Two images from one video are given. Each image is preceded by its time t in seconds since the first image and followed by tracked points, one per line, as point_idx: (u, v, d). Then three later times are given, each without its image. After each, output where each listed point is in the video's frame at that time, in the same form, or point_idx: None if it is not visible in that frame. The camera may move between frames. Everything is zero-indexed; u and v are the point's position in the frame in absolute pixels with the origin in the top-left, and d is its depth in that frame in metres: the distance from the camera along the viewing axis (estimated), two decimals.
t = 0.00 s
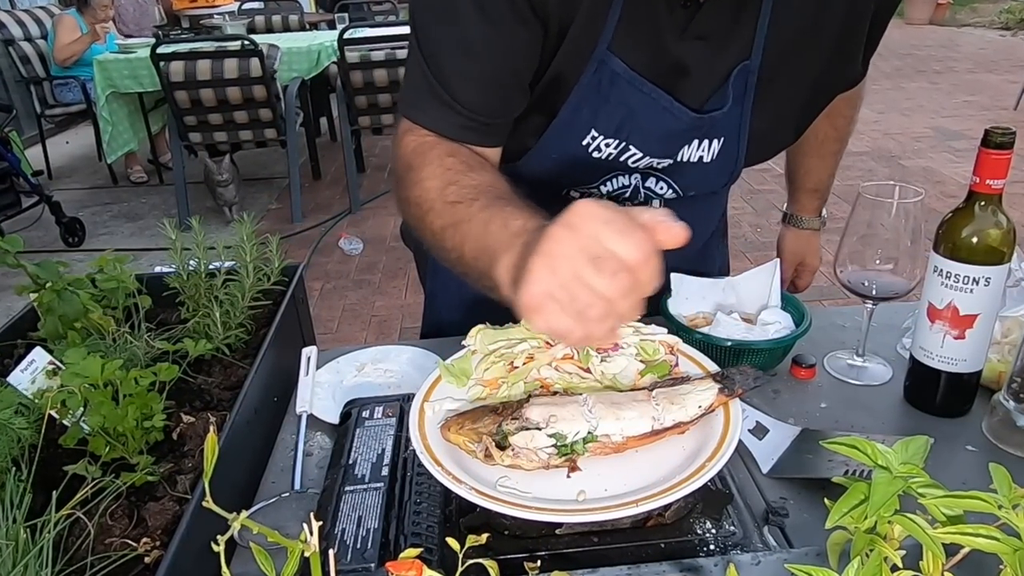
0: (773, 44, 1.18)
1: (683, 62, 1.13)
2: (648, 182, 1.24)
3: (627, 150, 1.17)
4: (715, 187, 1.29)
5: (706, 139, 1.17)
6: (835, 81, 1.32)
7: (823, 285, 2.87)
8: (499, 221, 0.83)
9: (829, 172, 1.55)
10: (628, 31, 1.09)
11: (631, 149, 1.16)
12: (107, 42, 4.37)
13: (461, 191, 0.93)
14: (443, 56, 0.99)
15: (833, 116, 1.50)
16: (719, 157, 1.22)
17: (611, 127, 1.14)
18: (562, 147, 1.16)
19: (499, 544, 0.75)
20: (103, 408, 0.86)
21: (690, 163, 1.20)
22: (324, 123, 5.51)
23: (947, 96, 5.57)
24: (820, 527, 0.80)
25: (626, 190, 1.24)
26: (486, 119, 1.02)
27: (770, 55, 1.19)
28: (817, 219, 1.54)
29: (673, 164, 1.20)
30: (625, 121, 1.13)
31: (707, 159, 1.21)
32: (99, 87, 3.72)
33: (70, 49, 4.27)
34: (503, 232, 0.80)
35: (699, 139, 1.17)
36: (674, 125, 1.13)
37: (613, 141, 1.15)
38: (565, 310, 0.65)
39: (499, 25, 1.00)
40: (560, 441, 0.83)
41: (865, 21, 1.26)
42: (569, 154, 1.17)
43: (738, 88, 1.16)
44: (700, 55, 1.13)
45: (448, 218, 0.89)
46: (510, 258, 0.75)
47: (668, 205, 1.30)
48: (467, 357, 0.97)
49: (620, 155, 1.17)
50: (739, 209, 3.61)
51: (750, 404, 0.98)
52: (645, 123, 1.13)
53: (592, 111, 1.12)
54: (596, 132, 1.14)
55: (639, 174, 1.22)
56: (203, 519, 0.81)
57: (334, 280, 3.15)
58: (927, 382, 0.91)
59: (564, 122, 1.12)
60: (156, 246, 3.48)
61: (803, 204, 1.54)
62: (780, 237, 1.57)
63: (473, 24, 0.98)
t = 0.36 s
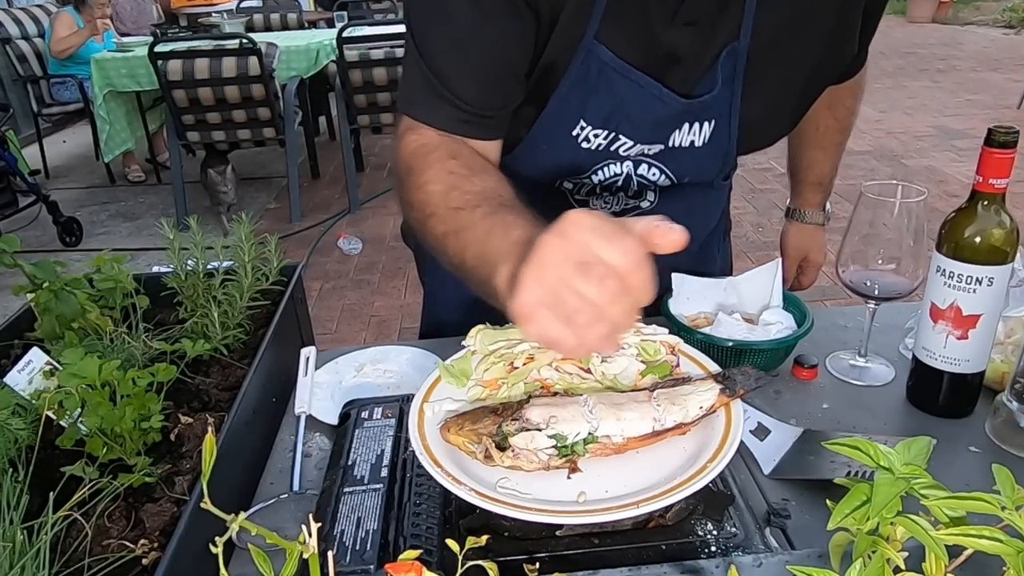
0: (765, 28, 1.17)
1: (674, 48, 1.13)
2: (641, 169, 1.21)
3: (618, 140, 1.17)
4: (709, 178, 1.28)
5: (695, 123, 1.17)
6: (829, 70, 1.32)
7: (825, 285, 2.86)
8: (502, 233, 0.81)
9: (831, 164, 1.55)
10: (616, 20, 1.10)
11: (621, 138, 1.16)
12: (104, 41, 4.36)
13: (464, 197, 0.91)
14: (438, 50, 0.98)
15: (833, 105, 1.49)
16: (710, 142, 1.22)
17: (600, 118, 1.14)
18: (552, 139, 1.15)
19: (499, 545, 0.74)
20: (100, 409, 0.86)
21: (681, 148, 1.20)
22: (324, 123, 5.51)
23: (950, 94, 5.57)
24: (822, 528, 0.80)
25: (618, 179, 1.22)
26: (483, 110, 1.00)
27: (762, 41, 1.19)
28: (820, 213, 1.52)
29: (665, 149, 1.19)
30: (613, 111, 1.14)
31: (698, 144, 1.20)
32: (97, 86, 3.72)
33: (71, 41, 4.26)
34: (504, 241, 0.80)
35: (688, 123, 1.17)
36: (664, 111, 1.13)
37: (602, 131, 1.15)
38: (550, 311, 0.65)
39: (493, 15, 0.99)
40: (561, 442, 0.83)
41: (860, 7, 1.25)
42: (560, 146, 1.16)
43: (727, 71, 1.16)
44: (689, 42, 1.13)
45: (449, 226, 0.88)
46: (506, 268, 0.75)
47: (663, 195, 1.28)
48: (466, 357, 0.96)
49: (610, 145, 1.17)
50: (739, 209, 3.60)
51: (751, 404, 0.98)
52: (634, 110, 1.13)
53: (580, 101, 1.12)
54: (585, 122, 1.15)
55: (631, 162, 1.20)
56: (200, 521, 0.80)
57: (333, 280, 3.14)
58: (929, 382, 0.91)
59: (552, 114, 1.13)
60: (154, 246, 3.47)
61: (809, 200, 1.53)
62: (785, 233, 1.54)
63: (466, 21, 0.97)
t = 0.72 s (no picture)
0: None
1: None
2: (655, 135, 1.14)
3: (632, 109, 1.10)
4: (722, 143, 1.22)
5: (705, 75, 1.12)
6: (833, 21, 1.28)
7: (828, 285, 2.86)
8: (438, 166, 0.99)
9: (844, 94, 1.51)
10: None
11: (635, 107, 1.10)
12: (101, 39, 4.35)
13: (397, 136, 1.03)
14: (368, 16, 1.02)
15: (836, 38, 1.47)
16: (720, 97, 1.16)
17: (611, 90, 1.08)
18: (562, 119, 1.10)
19: (499, 547, 0.74)
20: (97, 410, 0.86)
21: (693, 106, 1.14)
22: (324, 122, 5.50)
23: (953, 93, 5.56)
24: (824, 530, 0.80)
25: (634, 149, 1.14)
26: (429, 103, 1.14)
27: None
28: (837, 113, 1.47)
29: (677, 109, 1.12)
30: (626, 79, 1.08)
31: (709, 99, 1.14)
32: (94, 84, 3.70)
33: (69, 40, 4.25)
34: (437, 176, 0.97)
35: (699, 76, 1.11)
36: (676, 67, 1.07)
37: (614, 103, 1.09)
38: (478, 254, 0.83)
39: None
40: (561, 443, 0.82)
41: None
42: (571, 127, 1.11)
43: (731, 22, 1.12)
44: None
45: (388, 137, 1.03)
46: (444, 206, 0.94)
47: (678, 168, 1.20)
48: (466, 358, 0.95)
49: (624, 116, 1.10)
50: (741, 209, 3.60)
51: (754, 405, 0.97)
52: (646, 75, 1.07)
53: (588, 75, 1.07)
54: (596, 97, 1.09)
55: (644, 129, 1.13)
56: (199, 522, 0.80)
57: (332, 280, 3.14)
58: (932, 381, 0.90)
59: (558, 94, 1.08)
60: (152, 246, 3.46)
61: (824, 112, 1.47)
62: (810, 147, 1.43)
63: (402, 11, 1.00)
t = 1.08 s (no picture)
0: None
1: None
2: (653, 114, 1.12)
3: (627, 87, 1.09)
4: (722, 122, 1.18)
5: (698, 49, 1.09)
6: None
7: (830, 285, 2.86)
8: (434, 191, 1.10)
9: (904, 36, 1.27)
10: None
11: (630, 84, 1.09)
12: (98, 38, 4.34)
13: (403, 149, 1.08)
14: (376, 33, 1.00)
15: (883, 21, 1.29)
16: (714, 70, 1.13)
17: (605, 70, 1.08)
18: (560, 102, 1.10)
19: (499, 548, 0.74)
20: (95, 410, 0.85)
21: (687, 81, 1.11)
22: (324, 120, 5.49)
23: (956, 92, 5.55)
24: (826, 532, 0.79)
25: (632, 130, 1.12)
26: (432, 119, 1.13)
27: None
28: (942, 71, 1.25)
29: (671, 85, 1.10)
30: (619, 57, 1.07)
31: (704, 73, 1.12)
32: (91, 83, 3.70)
33: (67, 40, 4.27)
34: (435, 205, 1.10)
35: (692, 50, 1.09)
36: (669, 41, 1.06)
37: (609, 83, 1.09)
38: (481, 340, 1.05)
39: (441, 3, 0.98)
40: (561, 444, 0.81)
41: None
42: (568, 110, 1.10)
43: None
44: None
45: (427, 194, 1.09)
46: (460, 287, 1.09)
47: (679, 151, 1.18)
48: (465, 359, 0.94)
49: (620, 96, 1.09)
50: (742, 209, 3.59)
51: (755, 405, 0.96)
52: (640, 52, 1.06)
53: (582, 56, 1.07)
54: (591, 78, 1.08)
55: (640, 109, 1.11)
56: (197, 524, 0.80)
57: (331, 280, 3.13)
58: (934, 382, 0.90)
59: (551, 77, 1.08)
60: (150, 245, 3.46)
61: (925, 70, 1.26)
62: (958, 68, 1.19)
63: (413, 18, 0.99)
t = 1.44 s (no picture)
0: None
1: None
2: (676, 108, 1.12)
3: (653, 78, 1.08)
4: (745, 116, 1.19)
5: (726, 44, 1.08)
6: None
7: (832, 285, 2.85)
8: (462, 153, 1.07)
9: None
10: None
11: (656, 75, 1.07)
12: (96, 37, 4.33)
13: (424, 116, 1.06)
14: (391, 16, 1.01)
15: None
16: (740, 66, 1.12)
17: (632, 57, 1.06)
18: (585, 88, 1.08)
19: (500, 550, 0.73)
20: (92, 411, 0.85)
21: (712, 75, 1.11)
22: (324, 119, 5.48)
23: (958, 91, 5.54)
24: (828, 533, 0.79)
25: (656, 123, 1.12)
26: (440, 82, 1.14)
27: None
28: None
29: (698, 79, 1.10)
30: (648, 46, 1.05)
31: (730, 68, 1.11)
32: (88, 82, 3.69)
33: (59, 43, 4.25)
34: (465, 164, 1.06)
35: (719, 45, 1.08)
36: (699, 32, 1.04)
37: (636, 71, 1.07)
38: (516, 278, 1.03)
39: None
40: (562, 445, 0.81)
41: None
42: (592, 98, 1.09)
43: None
44: None
45: (401, 135, 1.07)
46: (472, 219, 1.06)
47: (702, 145, 1.19)
48: (465, 359, 0.94)
49: (645, 86, 1.08)
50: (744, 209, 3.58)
51: (757, 407, 0.96)
52: (669, 42, 1.04)
53: (609, 42, 1.05)
54: (618, 65, 1.07)
55: (664, 102, 1.11)
56: (195, 525, 0.79)
57: (330, 280, 3.13)
58: (937, 382, 0.89)
59: (579, 61, 1.06)
60: (147, 245, 3.45)
61: None
62: None
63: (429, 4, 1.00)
